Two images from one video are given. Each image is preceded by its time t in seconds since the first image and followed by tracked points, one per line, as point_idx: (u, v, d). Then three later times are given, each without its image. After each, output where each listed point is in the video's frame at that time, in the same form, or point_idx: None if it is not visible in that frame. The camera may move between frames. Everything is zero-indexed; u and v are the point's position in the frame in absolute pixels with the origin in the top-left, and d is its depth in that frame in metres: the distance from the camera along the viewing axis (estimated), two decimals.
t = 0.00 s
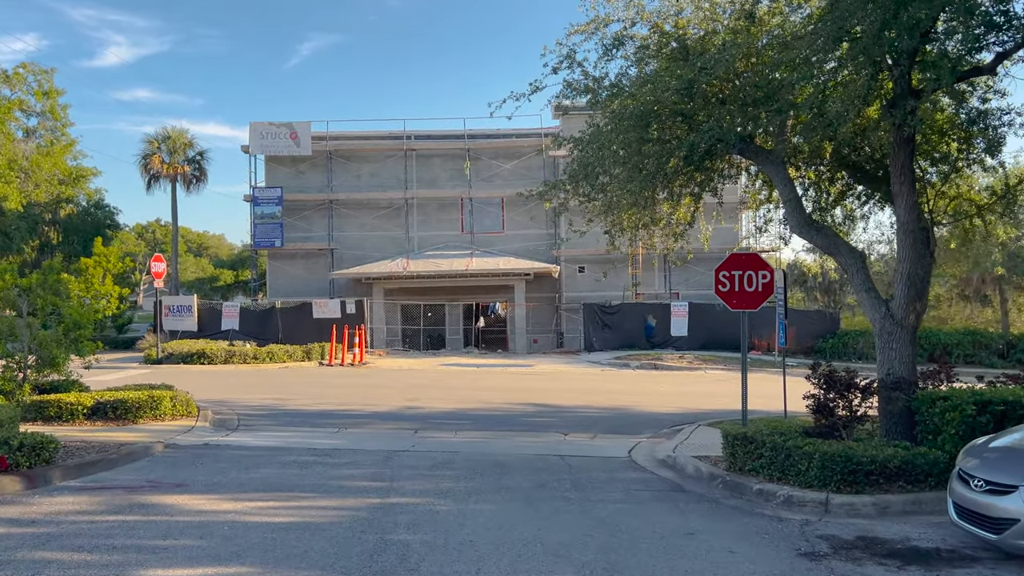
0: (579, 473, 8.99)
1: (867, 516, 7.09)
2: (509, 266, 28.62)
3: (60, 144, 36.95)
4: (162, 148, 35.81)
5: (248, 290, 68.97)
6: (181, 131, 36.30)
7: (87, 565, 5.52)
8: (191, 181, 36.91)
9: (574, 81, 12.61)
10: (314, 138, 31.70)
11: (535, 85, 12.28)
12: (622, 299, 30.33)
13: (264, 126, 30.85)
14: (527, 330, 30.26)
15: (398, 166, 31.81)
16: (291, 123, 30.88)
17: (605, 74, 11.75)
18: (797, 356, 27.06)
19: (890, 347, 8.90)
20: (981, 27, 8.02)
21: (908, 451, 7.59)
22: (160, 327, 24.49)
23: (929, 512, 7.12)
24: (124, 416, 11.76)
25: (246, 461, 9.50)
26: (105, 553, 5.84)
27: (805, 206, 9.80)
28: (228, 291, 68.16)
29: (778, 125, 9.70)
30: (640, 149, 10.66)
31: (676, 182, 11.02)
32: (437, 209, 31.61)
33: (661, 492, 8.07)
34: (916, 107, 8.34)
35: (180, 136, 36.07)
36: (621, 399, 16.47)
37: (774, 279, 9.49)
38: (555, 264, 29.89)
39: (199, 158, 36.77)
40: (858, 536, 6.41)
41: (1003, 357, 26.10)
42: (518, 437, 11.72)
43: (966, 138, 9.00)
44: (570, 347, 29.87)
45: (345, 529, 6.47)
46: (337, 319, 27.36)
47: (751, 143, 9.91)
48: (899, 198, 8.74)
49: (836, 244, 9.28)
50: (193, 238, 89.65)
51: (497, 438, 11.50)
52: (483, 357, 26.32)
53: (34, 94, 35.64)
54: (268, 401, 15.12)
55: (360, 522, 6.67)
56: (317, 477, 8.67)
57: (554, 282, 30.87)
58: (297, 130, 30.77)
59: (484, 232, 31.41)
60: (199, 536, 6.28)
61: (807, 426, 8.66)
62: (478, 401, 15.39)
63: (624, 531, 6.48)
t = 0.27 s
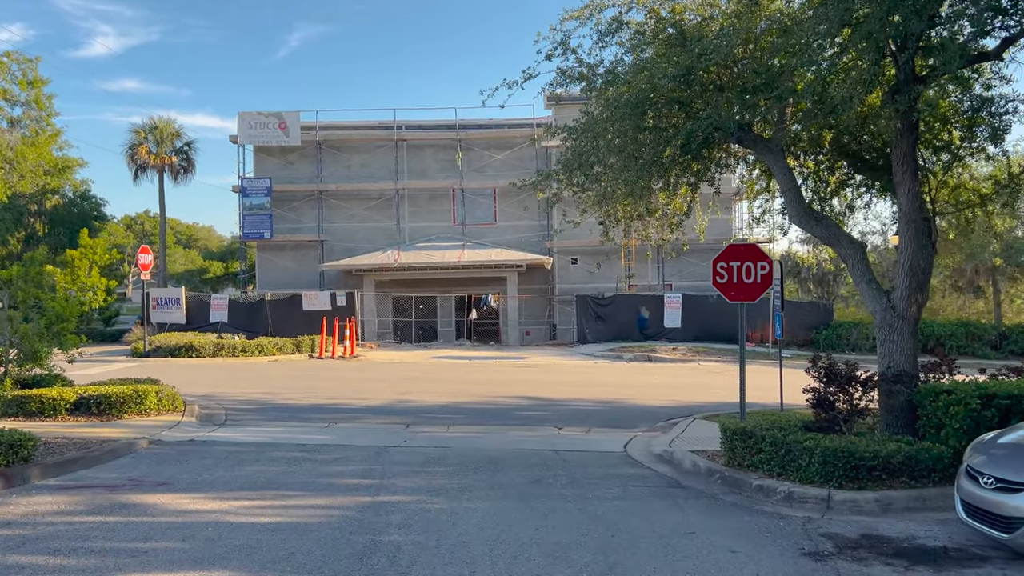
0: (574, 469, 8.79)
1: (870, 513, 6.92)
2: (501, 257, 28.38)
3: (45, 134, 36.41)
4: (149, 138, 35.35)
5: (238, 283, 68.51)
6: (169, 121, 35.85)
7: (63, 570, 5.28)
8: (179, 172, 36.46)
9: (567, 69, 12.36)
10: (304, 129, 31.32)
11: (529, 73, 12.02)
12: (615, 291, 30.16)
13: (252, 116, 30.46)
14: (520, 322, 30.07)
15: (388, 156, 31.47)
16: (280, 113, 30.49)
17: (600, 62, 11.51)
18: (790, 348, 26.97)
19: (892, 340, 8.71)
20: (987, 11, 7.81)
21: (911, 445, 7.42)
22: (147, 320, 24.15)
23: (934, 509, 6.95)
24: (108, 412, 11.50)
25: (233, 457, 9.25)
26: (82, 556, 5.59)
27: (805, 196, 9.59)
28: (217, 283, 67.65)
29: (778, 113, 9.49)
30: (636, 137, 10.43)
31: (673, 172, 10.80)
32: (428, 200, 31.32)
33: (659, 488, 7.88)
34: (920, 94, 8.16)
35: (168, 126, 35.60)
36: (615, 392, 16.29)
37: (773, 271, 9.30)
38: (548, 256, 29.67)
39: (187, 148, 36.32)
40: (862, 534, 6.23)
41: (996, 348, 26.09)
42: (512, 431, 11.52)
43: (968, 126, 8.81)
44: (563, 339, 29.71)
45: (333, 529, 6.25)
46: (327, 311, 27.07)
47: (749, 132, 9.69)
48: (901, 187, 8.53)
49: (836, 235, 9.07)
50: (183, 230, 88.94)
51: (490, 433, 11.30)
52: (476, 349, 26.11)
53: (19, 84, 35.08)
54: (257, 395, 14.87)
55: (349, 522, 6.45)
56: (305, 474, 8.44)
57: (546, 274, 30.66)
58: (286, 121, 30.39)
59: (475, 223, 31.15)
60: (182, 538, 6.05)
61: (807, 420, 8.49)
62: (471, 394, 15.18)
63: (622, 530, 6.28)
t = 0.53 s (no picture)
0: (567, 464, 8.55)
1: (873, 508, 6.72)
2: (492, 250, 28.10)
3: (28, 126, 35.82)
4: (134, 130, 34.83)
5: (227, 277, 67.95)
6: (154, 112, 35.32)
7: None
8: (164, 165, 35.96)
9: (558, 55, 12.07)
10: (291, 120, 30.90)
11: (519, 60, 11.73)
12: (607, 283, 29.94)
13: (238, 107, 30.01)
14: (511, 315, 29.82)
15: (377, 147, 31.11)
16: (267, 104, 30.05)
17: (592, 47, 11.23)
18: (783, 339, 26.84)
19: (891, 330, 8.50)
20: None
21: (912, 438, 7.23)
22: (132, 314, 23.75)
23: (937, 503, 6.76)
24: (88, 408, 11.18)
25: (215, 454, 8.97)
26: (50, 561, 5.30)
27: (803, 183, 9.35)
28: (206, 278, 67.09)
29: (775, 97, 9.25)
30: (629, 124, 10.17)
31: (667, 159, 10.54)
32: (417, 191, 30.98)
33: (654, 484, 7.66)
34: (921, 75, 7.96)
35: (153, 117, 35.09)
36: (607, 385, 16.08)
37: (770, 260, 9.08)
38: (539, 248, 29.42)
39: (173, 140, 35.82)
40: (866, 531, 6.02)
41: (989, 339, 26.05)
42: (503, 425, 11.28)
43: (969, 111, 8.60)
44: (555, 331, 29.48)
45: (317, 530, 5.98)
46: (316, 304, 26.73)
47: (745, 118, 9.45)
48: (901, 173, 8.31)
49: (835, 223, 8.84)
50: (171, 224, 88.18)
51: (481, 427, 11.06)
52: (466, 342, 25.86)
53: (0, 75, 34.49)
54: (242, 390, 14.56)
55: (333, 522, 6.19)
56: (290, 472, 8.16)
57: (538, 266, 30.40)
58: (273, 111, 29.97)
59: (466, 215, 30.84)
60: (157, 540, 5.77)
61: (805, 413, 8.29)
62: (461, 388, 14.92)
63: (618, 528, 6.04)
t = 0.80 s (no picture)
0: (563, 465, 8.31)
1: (880, 511, 6.51)
2: (485, 244, 27.82)
3: (14, 122, 35.31)
4: (121, 125, 34.36)
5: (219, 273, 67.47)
6: (141, 107, 34.85)
7: None
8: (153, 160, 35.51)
9: (551, 45, 11.79)
10: (281, 113, 30.52)
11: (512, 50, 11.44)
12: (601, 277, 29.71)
13: (227, 101, 29.60)
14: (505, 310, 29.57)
15: (368, 141, 30.75)
16: (256, 97, 29.66)
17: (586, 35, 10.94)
18: (778, 333, 26.65)
19: (896, 325, 8.28)
20: None
21: (919, 438, 7.02)
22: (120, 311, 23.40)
23: (946, 505, 6.55)
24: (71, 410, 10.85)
25: (201, 457, 8.70)
26: None
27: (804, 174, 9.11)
28: (197, 274, 66.58)
29: (775, 86, 9.00)
30: (625, 114, 9.91)
31: (664, 150, 10.29)
32: (409, 186, 30.64)
33: (653, 486, 7.43)
34: (927, 62, 7.74)
35: (141, 112, 34.62)
36: (603, 381, 15.85)
37: (770, 254, 8.85)
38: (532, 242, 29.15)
39: (161, 135, 35.36)
40: (875, 536, 5.80)
41: (985, 331, 25.92)
42: (497, 424, 11.04)
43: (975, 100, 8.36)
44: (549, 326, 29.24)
45: (303, 540, 5.72)
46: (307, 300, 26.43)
47: (744, 108, 9.20)
48: (906, 163, 8.08)
49: (837, 215, 8.60)
50: (162, 220, 87.51)
51: (474, 426, 10.82)
52: (460, 338, 25.59)
53: None
54: (231, 389, 14.27)
55: (321, 531, 5.93)
56: (277, 476, 7.90)
57: (531, 261, 30.14)
58: (263, 105, 29.58)
59: (458, 210, 30.54)
60: (136, 551, 5.50)
61: (808, 410, 8.04)
62: (455, 385, 14.66)
63: (617, 535, 5.81)
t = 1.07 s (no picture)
0: (568, 463, 8.08)
1: (898, 508, 6.28)
2: (483, 239, 27.57)
3: (7, 118, 34.95)
4: (115, 120, 34.04)
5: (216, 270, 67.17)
6: (136, 102, 34.52)
7: None
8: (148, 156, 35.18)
9: (551, 32, 11.54)
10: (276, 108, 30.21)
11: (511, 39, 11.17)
12: (601, 271, 29.47)
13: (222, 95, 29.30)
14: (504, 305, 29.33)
15: (365, 136, 30.46)
16: (251, 92, 29.35)
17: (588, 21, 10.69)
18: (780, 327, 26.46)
19: (909, 316, 8.04)
20: None
21: (936, 433, 6.77)
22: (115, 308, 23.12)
23: (966, 502, 6.33)
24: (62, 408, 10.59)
25: (194, 457, 8.46)
26: None
27: (813, 162, 8.86)
28: (195, 271, 66.29)
29: (783, 71, 8.75)
30: (629, 102, 9.67)
31: (668, 139, 10.05)
32: (407, 180, 30.35)
33: (661, 484, 7.20)
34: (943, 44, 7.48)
35: (135, 107, 34.29)
36: (604, 376, 15.62)
37: (779, 244, 8.62)
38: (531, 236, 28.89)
39: (156, 130, 35.04)
40: (895, 535, 5.57)
41: (988, 323, 25.71)
42: (498, 420, 10.81)
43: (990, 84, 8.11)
44: (548, 321, 29.02)
45: (298, 544, 5.47)
46: (304, 297, 26.17)
47: (751, 94, 8.96)
48: (920, 149, 7.84)
49: (848, 203, 8.36)
50: (158, 217, 87.11)
51: (475, 423, 10.58)
52: (458, 333, 25.36)
53: None
54: (227, 387, 14.02)
55: (318, 534, 5.69)
56: (273, 476, 7.66)
57: (530, 255, 29.89)
58: (258, 99, 29.27)
59: (456, 204, 30.27)
60: (125, 557, 5.25)
61: (820, 405, 7.82)
62: (454, 381, 14.43)
63: (626, 536, 5.58)
